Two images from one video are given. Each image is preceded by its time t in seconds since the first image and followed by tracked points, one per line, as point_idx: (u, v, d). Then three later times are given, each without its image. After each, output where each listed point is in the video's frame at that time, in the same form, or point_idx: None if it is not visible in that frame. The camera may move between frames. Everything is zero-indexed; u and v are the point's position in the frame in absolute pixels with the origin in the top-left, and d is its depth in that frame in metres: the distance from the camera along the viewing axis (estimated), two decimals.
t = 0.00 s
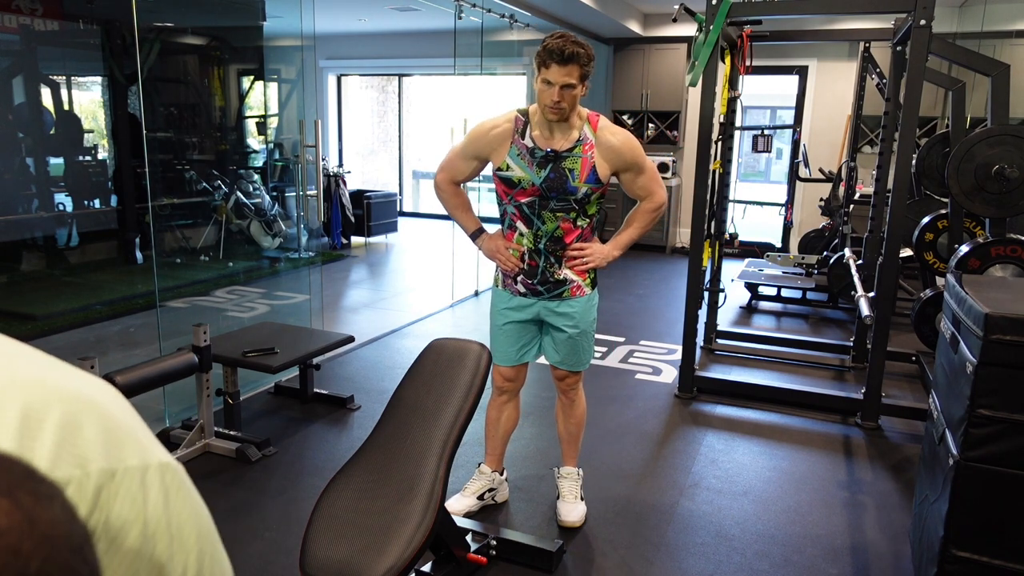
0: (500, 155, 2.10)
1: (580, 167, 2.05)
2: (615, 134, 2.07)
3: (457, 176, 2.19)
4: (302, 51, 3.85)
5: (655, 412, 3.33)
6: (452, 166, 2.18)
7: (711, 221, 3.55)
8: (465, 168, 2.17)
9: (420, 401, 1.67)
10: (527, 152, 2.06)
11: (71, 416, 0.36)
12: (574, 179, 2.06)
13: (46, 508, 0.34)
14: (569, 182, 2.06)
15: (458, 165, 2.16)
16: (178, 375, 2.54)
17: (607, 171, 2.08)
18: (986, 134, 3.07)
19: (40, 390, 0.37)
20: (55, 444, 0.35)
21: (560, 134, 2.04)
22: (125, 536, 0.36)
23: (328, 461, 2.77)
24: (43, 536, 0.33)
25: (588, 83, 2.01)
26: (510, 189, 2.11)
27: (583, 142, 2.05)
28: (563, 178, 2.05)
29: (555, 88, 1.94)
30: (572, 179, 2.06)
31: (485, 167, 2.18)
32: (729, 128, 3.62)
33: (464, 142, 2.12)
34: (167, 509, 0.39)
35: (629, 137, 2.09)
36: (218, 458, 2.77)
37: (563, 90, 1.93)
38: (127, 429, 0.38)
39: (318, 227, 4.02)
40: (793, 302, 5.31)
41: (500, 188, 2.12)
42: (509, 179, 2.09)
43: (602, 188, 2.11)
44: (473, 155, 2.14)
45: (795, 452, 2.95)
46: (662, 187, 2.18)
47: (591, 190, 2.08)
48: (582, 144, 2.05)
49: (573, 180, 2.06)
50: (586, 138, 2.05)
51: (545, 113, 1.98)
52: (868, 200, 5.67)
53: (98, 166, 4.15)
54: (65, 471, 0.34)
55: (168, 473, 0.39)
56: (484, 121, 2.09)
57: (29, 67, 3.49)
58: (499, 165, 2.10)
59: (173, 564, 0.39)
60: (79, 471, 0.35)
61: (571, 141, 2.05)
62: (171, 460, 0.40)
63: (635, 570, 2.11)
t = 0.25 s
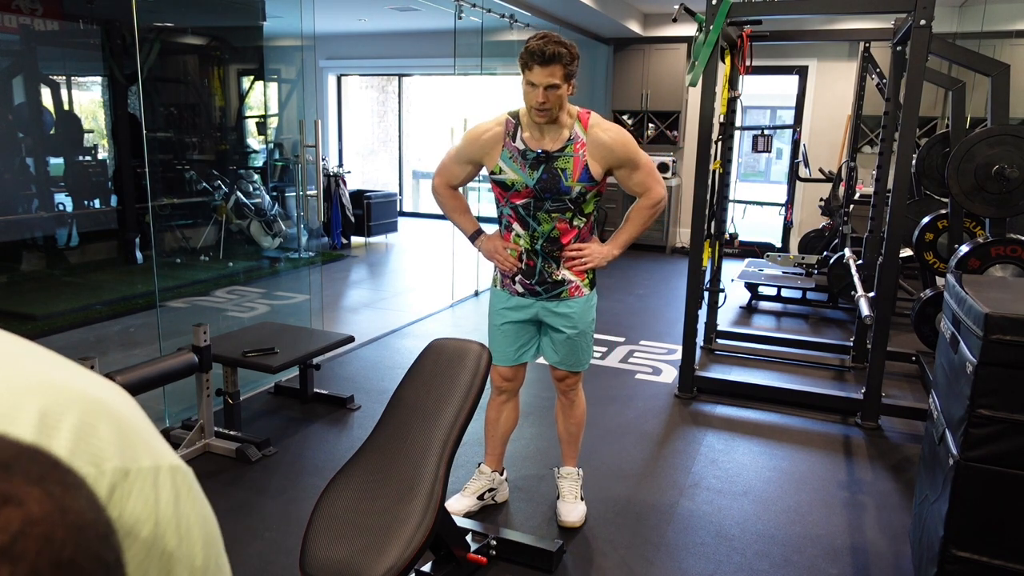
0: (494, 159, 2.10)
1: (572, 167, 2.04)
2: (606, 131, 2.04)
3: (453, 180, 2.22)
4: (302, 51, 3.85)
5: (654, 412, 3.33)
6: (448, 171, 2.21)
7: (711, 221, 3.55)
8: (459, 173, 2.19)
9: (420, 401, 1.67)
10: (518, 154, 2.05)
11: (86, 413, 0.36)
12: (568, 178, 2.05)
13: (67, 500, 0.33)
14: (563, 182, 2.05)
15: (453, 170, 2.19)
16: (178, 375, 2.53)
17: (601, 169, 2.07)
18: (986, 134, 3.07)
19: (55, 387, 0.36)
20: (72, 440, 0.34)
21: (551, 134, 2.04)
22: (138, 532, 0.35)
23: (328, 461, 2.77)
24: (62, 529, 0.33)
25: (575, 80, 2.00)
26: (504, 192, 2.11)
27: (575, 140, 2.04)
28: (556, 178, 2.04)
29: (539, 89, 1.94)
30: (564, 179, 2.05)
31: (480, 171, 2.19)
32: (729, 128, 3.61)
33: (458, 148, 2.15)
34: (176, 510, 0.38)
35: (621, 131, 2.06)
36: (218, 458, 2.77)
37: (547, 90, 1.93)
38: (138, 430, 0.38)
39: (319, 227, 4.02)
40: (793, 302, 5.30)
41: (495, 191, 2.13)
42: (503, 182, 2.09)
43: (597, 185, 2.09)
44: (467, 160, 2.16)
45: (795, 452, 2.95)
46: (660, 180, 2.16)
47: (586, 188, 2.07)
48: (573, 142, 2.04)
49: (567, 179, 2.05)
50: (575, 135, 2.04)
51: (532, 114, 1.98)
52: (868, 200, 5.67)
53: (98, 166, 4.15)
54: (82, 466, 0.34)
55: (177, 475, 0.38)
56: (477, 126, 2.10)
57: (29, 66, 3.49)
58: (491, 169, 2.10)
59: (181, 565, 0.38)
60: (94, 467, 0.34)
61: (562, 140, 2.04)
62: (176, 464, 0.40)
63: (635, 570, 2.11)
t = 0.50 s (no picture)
0: (482, 153, 2.12)
1: (558, 164, 2.04)
2: (595, 131, 2.04)
3: (445, 178, 2.22)
4: (302, 50, 3.85)
5: (654, 412, 3.33)
6: (441, 169, 2.21)
7: (711, 221, 3.55)
8: (451, 170, 2.19)
9: (419, 401, 1.67)
10: (505, 149, 2.07)
11: (85, 417, 0.36)
12: (553, 175, 2.05)
13: (72, 505, 0.34)
14: (548, 179, 2.05)
15: (446, 167, 2.19)
16: (178, 375, 2.53)
17: (587, 168, 2.06)
18: (986, 134, 3.07)
19: (57, 394, 0.36)
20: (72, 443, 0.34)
21: (538, 129, 2.04)
22: (141, 535, 0.36)
23: (328, 461, 2.77)
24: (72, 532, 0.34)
25: (564, 76, 2.01)
26: (491, 186, 2.13)
27: (561, 137, 2.04)
28: (542, 175, 2.05)
29: (527, 81, 1.95)
30: (550, 176, 2.05)
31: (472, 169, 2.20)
32: (729, 128, 3.62)
33: (451, 145, 2.15)
34: (177, 512, 0.38)
35: (609, 130, 2.06)
36: (218, 458, 2.77)
37: (535, 83, 1.95)
38: (139, 433, 0.38)
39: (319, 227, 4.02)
40: (793, 302, 5.30)
41: (482, 186, 2.15)
42: (490, 177, 2.11)
43: (583, 186, 2.09)
44: (459, 157, 2.17)
45: (795, 452, 2.95)
46: (649, 186, 2.13)
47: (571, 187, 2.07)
48: (560, 138, 2.04)
49: (552, 176, 2.05)
50: (563, 132, 2.04)
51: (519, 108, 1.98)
52: (868, 200, 5.67)
53: (98, 166, 4.15)
54: (83, 470, 0.34)
55: (176, 478, 0.38)
56: (468, 121, 2.12)
57: (29, 66, 3.49)
58: (479, 163, 2.13)
59: (183, 566, 0.38)
60: (96, 471, 0.35)
61: (549, 136, 2.04)
62: (177, 464, 0.40)
63: (635, 570, 2.11)
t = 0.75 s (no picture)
0: (464, 142, 2.12)
1: (538, 161, 2.03)
2: (580, 134, 2.04)
3: (429, 169, 2.22)
4: (302, 51, 3.84)
5: (655, 412, 3.33)
6: (425, 159, 2.21)
7: (711, 221, 3.56)
8: (435, 160, 2.19)
9: (419, 401, 1.67)
10: (488, 140, 2.06)
11: (88, 416, 0.32)
12: (532, 171, 2.04)
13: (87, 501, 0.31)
14: (527, 175, 2.05)
15: (430, 157, 2.19)
16: (178, 375, 2.53)
17: (567, 170, 2.06)
18: (986, 134, 3.07)
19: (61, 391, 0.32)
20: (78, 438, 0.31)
21: (523, 125, 2.04)
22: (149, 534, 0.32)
23: (328, 461, 2.77)
24: (69, 543, 0.30)
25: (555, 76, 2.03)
26: (470, 176, 2.12)
27: (545, 135, 2.03)
28: (521, 171, 2.04)
29: (519, 76, 1.96)
30: (529, 172, 2.04)
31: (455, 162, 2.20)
32: (729, 128, 3.62)
33: (439, 136, 2.16)
34: (187, 512, 0.34)
35: (596, 137, 2.06)
36: (218, 458, 2.77)
37: (526, 78, 1.96)
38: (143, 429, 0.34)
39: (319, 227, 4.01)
40: (793, 302, 5.30)
41: (461, 177, 2.14)
42: (469, 167, 2.10)
43: (561, 187, 2.08)
44: (445, 148, 2.17)
45: (795, 452, 2.95)
46: (628, 198, 2.13)
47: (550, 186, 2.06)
48: (543, 136, 2.03)
49: (530, 172, 2.04)
50: (548, 130, 2.04)
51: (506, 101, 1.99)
52: (868, 200, 5.67)
53: (98, 166, 4.14)
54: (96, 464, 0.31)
55: (187, 479, 0.34)
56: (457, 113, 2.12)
57: (29, 66, 3.48)
58: (462, 153, 2.12)
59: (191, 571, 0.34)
60: (104, 470, 0.31)
61: (533, 132, 2.04)
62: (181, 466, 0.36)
63: (635, 570, 2.11)
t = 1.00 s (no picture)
0: (455, 138, 2.10)
1: (528, 165, 2.02)
2: (571, 141, 2.03)
3: (415, 162, 2.22)
4: (302, 51, 3.84)
5: (655, 412, 3.33)
6: (412, 151, 2.21)
7: (711, 221, 3.56)
8: (422, 153, 2.20)
9: (419, 401, 1.67)
10: (479, 139, 2.04)
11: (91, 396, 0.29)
12: (520, 175, 2.02)
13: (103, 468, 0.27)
14: (515, 178, 2.03)
15: (417, 150, 2.19)
16: (178, 375, 2.53)
17: (555, 177, 2.05)
18: (986, 134, 3.07)
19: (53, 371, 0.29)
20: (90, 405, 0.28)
21: (516, 128, 2.02)
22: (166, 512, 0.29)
23: (327, 461, 2.77)
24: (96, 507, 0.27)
25: (552, 83, 2.02)
26: (457, 173, 2.10)
27: (537, 139, 2.02)
28: (509, 173, 2.03)
29: (517, 78, 1.96)
30: (517, 175, 2.03)
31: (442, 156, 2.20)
32: (729, 128, 3.62)
33: (428, 129, 2.16)
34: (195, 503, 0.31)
35: (586, 147, 2.05)
36: (218, 458, 2.77)
37: (524, 81, 1.95)
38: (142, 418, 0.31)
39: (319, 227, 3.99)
40: (793, 302, 5.30)
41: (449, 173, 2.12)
42: (458, 163, 2.08)
43: (547, 194, 2.08)
44: (433, 142, 2.17)
45: (795, 452, 2.94)
46: (611, 211, 2.13)
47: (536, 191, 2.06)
48: (535, 140, 2.02)
49: (518, 174, 2.02)
50: (540, 135, 2.03)
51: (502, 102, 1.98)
52: (868, 200, 5.67)
53: (98, 166, 4.13)
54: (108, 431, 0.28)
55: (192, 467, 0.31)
56: (450, 108, 2.12)
57: (28, 66, 3.48)
58: (451, 148, 2.10)
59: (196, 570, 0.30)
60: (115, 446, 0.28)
61: (525, 136, 2.02)
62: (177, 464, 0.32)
63: (636, 570, 2.11)
